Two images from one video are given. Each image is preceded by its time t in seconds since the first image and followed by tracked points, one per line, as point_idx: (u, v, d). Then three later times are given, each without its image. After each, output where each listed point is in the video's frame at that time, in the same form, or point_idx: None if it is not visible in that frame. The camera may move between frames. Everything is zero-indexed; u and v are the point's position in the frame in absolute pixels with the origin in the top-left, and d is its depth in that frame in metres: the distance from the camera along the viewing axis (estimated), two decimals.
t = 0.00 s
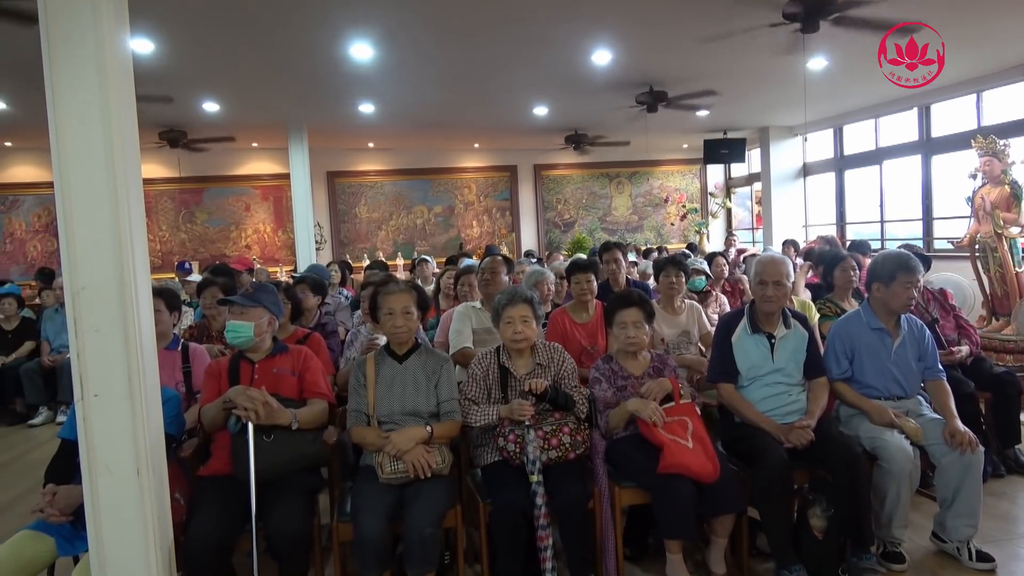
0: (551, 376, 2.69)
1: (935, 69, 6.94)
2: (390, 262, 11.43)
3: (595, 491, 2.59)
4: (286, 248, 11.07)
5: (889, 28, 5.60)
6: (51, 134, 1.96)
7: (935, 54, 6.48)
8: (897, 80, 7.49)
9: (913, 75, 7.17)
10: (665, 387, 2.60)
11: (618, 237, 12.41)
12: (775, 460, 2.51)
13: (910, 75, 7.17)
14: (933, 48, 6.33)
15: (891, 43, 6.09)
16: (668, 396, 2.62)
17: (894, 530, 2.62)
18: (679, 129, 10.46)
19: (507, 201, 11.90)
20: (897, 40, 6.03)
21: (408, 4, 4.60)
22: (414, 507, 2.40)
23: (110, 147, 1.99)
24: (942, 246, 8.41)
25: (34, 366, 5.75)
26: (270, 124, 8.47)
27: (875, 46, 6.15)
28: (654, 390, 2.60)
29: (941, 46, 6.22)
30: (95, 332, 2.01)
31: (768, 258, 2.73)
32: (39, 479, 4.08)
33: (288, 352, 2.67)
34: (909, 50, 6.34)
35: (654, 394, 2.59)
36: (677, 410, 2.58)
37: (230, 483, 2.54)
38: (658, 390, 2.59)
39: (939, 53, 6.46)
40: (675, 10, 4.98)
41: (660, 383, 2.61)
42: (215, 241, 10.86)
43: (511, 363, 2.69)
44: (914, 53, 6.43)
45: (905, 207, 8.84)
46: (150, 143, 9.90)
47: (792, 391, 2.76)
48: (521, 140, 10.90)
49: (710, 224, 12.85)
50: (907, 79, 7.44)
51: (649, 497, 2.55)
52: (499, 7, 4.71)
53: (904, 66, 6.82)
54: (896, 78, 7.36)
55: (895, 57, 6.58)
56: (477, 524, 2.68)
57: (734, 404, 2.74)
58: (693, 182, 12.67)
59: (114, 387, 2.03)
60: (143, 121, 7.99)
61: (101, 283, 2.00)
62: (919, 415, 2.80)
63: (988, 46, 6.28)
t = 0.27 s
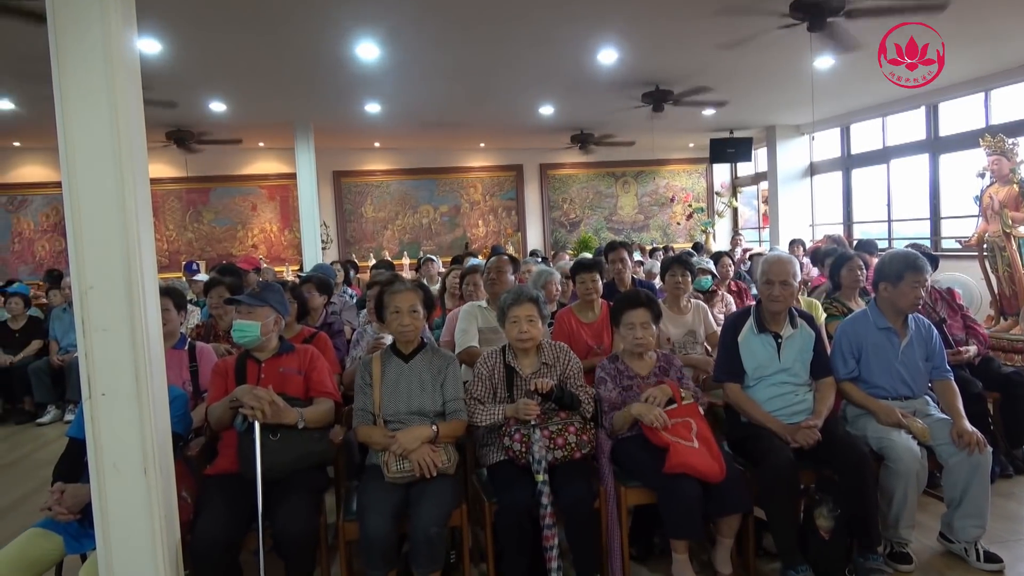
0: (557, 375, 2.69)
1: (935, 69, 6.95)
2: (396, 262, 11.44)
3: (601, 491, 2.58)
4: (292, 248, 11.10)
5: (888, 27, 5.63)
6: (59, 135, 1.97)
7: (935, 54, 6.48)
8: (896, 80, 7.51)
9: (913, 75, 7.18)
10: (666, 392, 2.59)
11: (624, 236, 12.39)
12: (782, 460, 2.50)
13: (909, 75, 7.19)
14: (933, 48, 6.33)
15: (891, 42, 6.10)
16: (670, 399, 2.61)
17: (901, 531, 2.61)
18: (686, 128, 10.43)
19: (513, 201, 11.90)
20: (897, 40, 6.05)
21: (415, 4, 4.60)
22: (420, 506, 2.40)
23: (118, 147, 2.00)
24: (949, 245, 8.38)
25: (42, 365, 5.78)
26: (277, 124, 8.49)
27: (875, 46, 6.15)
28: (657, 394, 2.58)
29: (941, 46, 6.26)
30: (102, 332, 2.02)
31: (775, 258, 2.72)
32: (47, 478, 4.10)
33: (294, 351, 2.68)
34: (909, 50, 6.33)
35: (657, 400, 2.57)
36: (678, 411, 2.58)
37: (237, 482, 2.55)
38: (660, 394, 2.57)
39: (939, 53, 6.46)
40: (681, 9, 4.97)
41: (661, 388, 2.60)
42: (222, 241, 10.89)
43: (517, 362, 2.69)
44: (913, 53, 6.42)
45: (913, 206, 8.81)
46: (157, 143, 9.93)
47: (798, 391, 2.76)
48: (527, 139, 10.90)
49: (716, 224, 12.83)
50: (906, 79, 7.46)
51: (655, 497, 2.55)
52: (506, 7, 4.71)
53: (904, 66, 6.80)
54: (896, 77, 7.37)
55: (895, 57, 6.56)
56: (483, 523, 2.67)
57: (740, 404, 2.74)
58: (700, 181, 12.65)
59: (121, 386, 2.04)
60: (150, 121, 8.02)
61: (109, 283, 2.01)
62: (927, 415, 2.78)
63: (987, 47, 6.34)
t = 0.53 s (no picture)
0: (563, 375, 2.69)
1: (935, 69, 6.96)
2: (402, 261, 11.45)
3: (608, 491, 2.58)
4: (299, 247, 11.13)
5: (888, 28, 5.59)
6: (68, 135, 1.99)
7: (935, 54, 6.49)
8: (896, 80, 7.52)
9: (913, 75, 7.19)
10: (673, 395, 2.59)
11: (631, 235, 12.37)
12: (789, 460, 2.50)
13: (909, 75, 7.20)
14: (933, 48, 6.34)
15: (891, 42, 6.07)
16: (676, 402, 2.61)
17: (909, 531, 2.60)
18: (693, 127, 10.41)
19: (520, 200, 11.90)
20: (896, 40, 6.02)
21: (423, 4, 4.61)
22: (427, 505, 2.41)
23: (126, 147, 2.01)
24: (958, 245, 8.34)
25: (51, 363, 5.81)
26: (284, 123, 8.51)
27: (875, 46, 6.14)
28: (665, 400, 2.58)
29: (941, 45, 6.25)
30: (111, 330, 2.03)
31: (783, 257, 2.71)
32: (57, 475, 4.12)
33: (302, 350, 2.69)
34: (909, 49, 6.30)
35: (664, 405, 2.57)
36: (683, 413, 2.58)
37: (245, 480, 2.55)
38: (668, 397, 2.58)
39: (939, 53, 6.47)
40: (688, 8, 4.97)
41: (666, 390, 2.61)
42: (230, 240, 10.92)
43: (523, 361, 2.69)
44: (913, 53, 6.41)
45: (921, 205, 8.77)
46: (165, 142, 9.97)
47: (806, 391, 2.75)
48: (533, 138, 10.90)
49: (724, 223, 12.80)
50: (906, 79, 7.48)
51: (661, 497, 2.54)
52: (513, 6, 4.71)
53: (904, 66, 6.83)
54: (897, 78, 7.39)
55: (895, 57, 6.56)
56: (489, 523, 2.67)
57: (747, 404, 2.73)
58: (707, 181, 12.63)
59: (130, 384, 2.05)
60: (159, 121, 8.05)
61: (117, 281, 2.02)
62: (935, 416, 2.77)
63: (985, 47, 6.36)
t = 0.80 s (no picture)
0: (573, 375, 2.68)
1: (934, 69, 6.95)
2: (413, 260, 11.47)
3: (617, 491, 2.57)
4: (310, 246, 11.17)
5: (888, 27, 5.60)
6: (81, 135, 2.00)
7: (935, 54, 6.49)
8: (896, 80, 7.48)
9: (913, 75, 7.16)
10: (683, 396, 2.59)
11: (641, 235, 12.34)
12: (801, 460, 2.48)
13: (909, 75, 7.17)
14: (933, 48, 6.33)
15: (891, 42, 6.09)
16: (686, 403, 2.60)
17: (922, 533, 2.58)
18: (704, 126, 10.37)
19: (530, 199, 11.89)
20: (896, 40, 6.02)
21: (433, 3, 4.62)
22: (437, 504, 2.41)
23: (139, 148, 2.02)
24: (972, 244, 8.27)
25: (65, 361, 5.87)
26: (295, 123, 8.55)
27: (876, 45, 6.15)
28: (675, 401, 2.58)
29: (941, 46, 6.27)
30: (124, 329, 2.04)
31: (795, 257, 2.70)
32: (71, 473, 4.16)
33: (313, 349, 2.70)
34: (909, 49, 6.31)
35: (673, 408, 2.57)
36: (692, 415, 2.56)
37: (256, 478, 2.57)
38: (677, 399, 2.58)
39: (939, 53, 6.47)
40: (699, 7, 4.95)
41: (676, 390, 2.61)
42: (242, 239, 10.98)
43: (533, 361, 2.69)
44: (913, 53, 6.41)
45: (934, 204, 8.70)
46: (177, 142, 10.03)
47: (817, 391, 2.73)
48: (543, 138, 10.90)
49: (734, 222, 12.76)
50: (906, 79, 7.44)
51: (672, 497, 2.53)
52: (524, 5, 4.71)
53: (904, 66, 6.78)
54: (896, 78, 7.37)
55: (895, 58, 6.55)
56: (499, 522, 2.67)
57: (758, 404, 2.72)
58: (718, 180, 12.58)
59: (142, 383, 2.06)
60: (171, 121, 8.11)
61: (130, 281, 2.04)
62: (948, 416, 2.75)
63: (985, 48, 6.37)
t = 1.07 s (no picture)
0: (584, 374, 2.68)
1: (934, 69, 6.97)
2: (424, 260, 11.50)
3: (629, 491, 2.57)
4: (323, 246, 11.22)
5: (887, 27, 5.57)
6: (97, 136, 2.02)
7: (935, 54, 6.48)
8: (896, 79, 7.52)
9: (913, 75, 7.20)
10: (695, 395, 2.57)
11: (653, 234, 12.31)
12: (814, 461, 2.47)
13: (909, 75, 7.22)
14: (933, 48, 6.32)
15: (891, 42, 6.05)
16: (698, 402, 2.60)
17: (937, 535, 2.55)
18: (716, 125, 10.33)
19: (542, 198, 11.89)
20: (896, 40, 6.00)
21: (446, 3, 4.62)
22: (448, 504, 2.41)
23: (153, 148, 2.03)
24: (988, 244, 8.19)
25: (81, 360, 5.92)
26: (308, 123, 8.59)
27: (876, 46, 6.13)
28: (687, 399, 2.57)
29: (941, 45, 6.26)
30: (139, 328, 2.06)
31: (808, 256, 2.68)
32: (86, 470, 4.20)
33: (325, 348, 2.71)
34: (909, 49, 6.32)
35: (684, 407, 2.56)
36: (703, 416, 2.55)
37: (269, 477, 2.58)
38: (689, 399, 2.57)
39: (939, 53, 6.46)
40: (712, 5, 4.92)
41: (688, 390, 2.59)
42: (255, 239, 11.04)
43: (544, 360, 2.68)
44: (913, 53, 6.41)
45: (950, 204, 8.63)
46: (191, 142, 10.10)
47: (831, 392, 2.71)
48: (555, 137, 10.89)
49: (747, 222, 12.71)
50: (906, 79, 7.48)
51: (683, 497, 2.52)
52: (537, 5, 4.71)
53: (904, 66, 6.82)
54: (896, 77, 7.40)
55: (895, 57, 6.58)
56: (510, 521, 2.67)
57: (771, 404, 2.71)
58: (730, 179, 12.53)
59: (157, 381, 2.08)
60: (185, 121, 8.17)
61: (145, 280, 2.05)
62: (964, 418, 2.72)
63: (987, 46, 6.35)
